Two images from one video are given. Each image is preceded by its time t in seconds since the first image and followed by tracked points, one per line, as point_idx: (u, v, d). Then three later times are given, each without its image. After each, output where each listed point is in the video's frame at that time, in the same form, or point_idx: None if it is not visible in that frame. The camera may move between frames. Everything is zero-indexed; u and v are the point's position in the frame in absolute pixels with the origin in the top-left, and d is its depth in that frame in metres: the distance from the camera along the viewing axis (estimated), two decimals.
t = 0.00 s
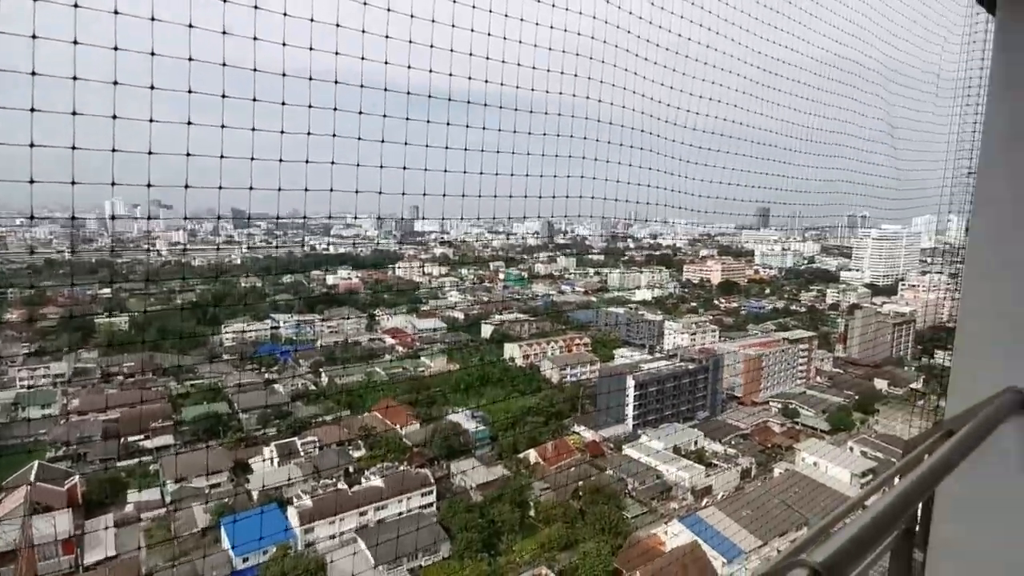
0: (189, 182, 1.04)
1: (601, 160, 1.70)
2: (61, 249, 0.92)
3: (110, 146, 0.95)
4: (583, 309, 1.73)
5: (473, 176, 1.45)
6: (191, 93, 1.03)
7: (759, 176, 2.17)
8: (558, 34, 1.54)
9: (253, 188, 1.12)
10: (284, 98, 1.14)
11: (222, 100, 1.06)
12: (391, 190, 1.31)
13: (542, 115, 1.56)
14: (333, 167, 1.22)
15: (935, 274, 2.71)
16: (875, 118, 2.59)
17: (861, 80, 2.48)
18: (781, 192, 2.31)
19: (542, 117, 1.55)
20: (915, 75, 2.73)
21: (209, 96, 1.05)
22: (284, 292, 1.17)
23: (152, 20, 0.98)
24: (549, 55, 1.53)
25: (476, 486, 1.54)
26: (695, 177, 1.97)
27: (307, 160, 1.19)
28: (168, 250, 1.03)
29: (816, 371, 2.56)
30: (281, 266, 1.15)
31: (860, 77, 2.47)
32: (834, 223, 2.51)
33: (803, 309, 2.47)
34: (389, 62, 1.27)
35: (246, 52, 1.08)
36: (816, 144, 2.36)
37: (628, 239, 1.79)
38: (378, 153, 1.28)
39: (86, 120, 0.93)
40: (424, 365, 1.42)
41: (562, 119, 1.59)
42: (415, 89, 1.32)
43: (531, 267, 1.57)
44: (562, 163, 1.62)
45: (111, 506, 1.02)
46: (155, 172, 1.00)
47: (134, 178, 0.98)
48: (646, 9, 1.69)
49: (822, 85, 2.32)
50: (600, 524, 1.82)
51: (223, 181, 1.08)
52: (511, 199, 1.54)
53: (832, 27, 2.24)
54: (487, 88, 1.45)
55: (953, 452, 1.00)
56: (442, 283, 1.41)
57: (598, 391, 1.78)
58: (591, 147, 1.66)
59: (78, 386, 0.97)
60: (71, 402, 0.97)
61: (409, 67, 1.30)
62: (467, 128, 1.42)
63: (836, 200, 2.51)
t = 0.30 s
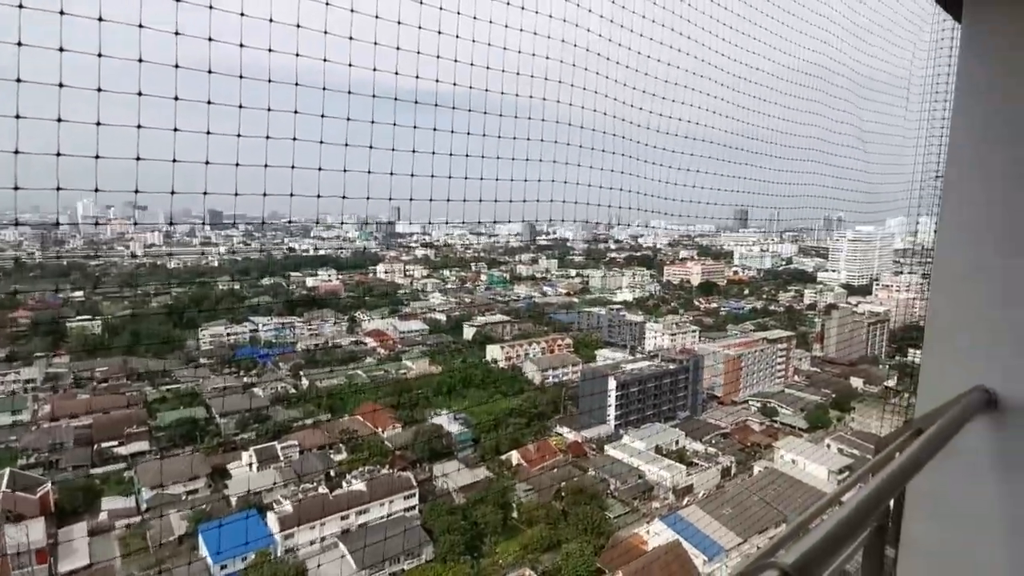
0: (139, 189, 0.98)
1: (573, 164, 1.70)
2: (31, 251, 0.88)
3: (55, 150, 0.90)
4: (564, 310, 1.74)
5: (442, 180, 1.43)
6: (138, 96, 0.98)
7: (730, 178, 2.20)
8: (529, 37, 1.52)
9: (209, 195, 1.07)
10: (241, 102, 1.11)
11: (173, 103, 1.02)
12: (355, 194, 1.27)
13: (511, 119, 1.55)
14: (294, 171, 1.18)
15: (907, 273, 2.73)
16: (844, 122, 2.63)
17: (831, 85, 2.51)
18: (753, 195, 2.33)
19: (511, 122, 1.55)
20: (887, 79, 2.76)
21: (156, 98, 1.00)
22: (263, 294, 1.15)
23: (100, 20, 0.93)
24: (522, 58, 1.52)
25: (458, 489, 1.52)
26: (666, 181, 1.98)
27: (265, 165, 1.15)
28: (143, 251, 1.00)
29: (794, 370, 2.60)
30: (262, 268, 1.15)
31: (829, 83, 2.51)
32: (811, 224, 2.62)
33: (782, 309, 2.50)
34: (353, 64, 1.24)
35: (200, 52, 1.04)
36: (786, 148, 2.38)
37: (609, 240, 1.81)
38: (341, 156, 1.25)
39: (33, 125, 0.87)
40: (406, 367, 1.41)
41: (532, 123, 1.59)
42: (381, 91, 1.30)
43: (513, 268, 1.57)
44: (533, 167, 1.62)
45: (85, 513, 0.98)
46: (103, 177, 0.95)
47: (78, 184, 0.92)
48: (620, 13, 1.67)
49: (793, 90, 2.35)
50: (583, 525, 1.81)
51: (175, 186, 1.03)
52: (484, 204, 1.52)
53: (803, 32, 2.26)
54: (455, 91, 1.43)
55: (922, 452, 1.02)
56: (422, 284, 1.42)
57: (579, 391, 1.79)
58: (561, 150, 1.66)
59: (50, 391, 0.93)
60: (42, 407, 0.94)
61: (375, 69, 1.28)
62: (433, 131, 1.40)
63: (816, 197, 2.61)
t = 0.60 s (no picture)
0: (94, 192, 0.94)
1: (549, 168, 1.69)
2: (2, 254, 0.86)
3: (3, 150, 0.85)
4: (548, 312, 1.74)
5: (412, 184, 1.41)
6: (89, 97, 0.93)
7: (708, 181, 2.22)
8: (502, 40, 1.52)
9: (168, 200, 1.03)
10: (200, 103, 1.06)
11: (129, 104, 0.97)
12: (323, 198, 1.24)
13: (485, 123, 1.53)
14: (258, 175, 1.15)
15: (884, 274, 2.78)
16: (816, 126, 2.67)
17: (807, 89, 2.54)
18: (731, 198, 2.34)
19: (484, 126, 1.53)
20: (854, 84, 2.83)
21: (112, 100, 0.95)
22: (244, 298, 1.13)
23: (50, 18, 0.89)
24: (496, 61, 1.51)
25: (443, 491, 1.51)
26: (642, 185, 1.98)
27: (228, 168, 1.10)
28: (119, 255, 0.99)
29: (775, 371, 2.63)
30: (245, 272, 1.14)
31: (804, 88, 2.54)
32: (791, 226, 2.67)
33: (763, 310, 2.53)
34: (318, 66, 1.21)
35: (158, 52, 1.00)
36: (761, 151, 2.41)
37: (593, 242, 1.82)
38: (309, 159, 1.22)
39: None
40: (390, 371, 1.40)
41: (506, 127, 1.57)
42: (347, 94, 1.26)
43: (498, 271, 1.57)
44: (507, 171, 1.60)
45: (61, 522, 0.95)
46: (54, 182, 0.89)
47: (30, 188, 0.87)
48: (592, 15, 1.68)
49: (766, 93, 2.37)
50: (567, 527, 1.81)
51: (132, 191, 0.98)
52: (457, 206, 1.50)
53: (777, 37, 2.28)
54: (427, 93, 1.41)
55: (897, 452, 1.04)
56: (406, 287, 1.40)
57: (564, 393, 1.79)
58: (536, 154, 1.65)
59: (25, 398, 0.90)
60: (17, 414, 0.89)
61: (342, 71, 1.25)
62: (403, 134, 1.37)
63: (793, 201, 2.65)
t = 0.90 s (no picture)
0: (50, 193, 0.90)
1: (527, 169, 1.68)
2: None
3: None
4: (535, 314, 1.75)
5: (388, 185, 1.38)
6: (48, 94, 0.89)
7: (687, 184, 2.22)
8: (479, 40, 1.51)
9: (132, 200, 0.99)
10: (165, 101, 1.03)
11: (91, 100, 0.94)
12: (295, 199, 1.22)
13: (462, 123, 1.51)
14: (226, 174, 1.11)
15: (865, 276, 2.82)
16: (795, 128, 2.70)
17: (784, 92, 2.58)
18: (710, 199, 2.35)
19: (462, 126, 1.52)
20: (832, 88, 2.87)
21: (71, 96, 0.92)
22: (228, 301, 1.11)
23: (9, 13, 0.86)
24: (472, 61, 1.51)
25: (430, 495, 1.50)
26: (622, 186, 1.98)
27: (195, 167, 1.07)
28: (97, 258, 0.97)
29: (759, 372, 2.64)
30: (229, 274, 1.12)
31: (783, 91, 2.57)
32: (773, 228, 2.71)
33: (746, 312, 2.56)
34: (289, 64, 1.19)
35: (121, 47, 0.97)
36: (740, 154, 2.43)
37: (578, 245, 1.84)
38: (282, 159, 1.20)
39: None
40: (376, 374, 1.39)
41: (483, 128, 1.56)
42: (319, 92, 1.24)
43: (485, 274, 1.57)
44: (484, 172, 1.58)
45: (39, 529, 0.92)
46: (9, 180, 0.85)
47: None
48: (567, 17, 1.68)
49: (745, 95, 2.39)
50: (554, 529, 1.80)
51: (92, 190, 0.94)
52: (435, 208, 1.49)
53: (754, 40, 2.31)
54: (402, 92, 1.39)
55: (874, 452, 1.05)
56: (392, 290, 1.40)
57: (551, 395, 1.79)
58: (514, 155, 1.64)
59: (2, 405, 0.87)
60: None
61: (313, 70, 1.22)
62: (378, 134, 1.35)
63: (774, 204, 2.69)
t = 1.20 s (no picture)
0: (12, 187, 0.85)
1: (505, 166, 1.65)
2: None
3: None
4: (524, 315, 1.76)
5: (368, 181, 1.34)
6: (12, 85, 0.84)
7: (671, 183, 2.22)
8: (461, 36, 1.49)
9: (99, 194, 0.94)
10: (132, 94, 0.97)
11: (58, 92, 0.89)
12: (271, 195, 1.18)
13: (444, 120, 1.49)
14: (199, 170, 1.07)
15: (847, 277, 2.87)
16: (779, 128, 2.70)
17: (765, 92, 2.58)
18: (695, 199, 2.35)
19: (444, 123, 1.49)
20: (815, 89, 2.88)
21: (34, 87, 0.87)
22: (211, 304, 1.11)
23: None
24: (454, 58, 1.48)
25: (418, 496, 1.49)
26: (606, 186, 1.96)
27: (165, 162, 1.02)
28: (80, 261, 0.95)
29: (746, 372, 2.66)
30: (213, 277, 1.10)
31: (766, 92, 2.59)
32: (760, 230, 2.73)
33: (733, 313, 2.57)
34: (265, 56, 1.14)
35: (88, 38, 0.92)
36: (722, 154, 2.42)
37: (567, 247, 1.84)
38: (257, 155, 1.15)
39: None
40: (363, 377, 1.38)
41: (463, 123, 1.53)
42: (297, 86, 1.20)
43: (472, 275, 1.59)
44: (465, 169, 1.56)
45: (20, 535, 0.90)
46: None
47: None
48: (552, 14, 1.66)
49: (725, 96, 2.39)
50: (543, 531, 1.80)
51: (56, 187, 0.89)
52: (418, 208, 1.47)
53: (738, 40, 2.31)
54: (382, 88, 1.35)
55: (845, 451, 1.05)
56: (378, 292, 1.41)
57: (539, 396, 1.80)
58: (497, 153, 1.62)
59: None
60: None
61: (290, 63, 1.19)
62: (359, 130, 1.31)
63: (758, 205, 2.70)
